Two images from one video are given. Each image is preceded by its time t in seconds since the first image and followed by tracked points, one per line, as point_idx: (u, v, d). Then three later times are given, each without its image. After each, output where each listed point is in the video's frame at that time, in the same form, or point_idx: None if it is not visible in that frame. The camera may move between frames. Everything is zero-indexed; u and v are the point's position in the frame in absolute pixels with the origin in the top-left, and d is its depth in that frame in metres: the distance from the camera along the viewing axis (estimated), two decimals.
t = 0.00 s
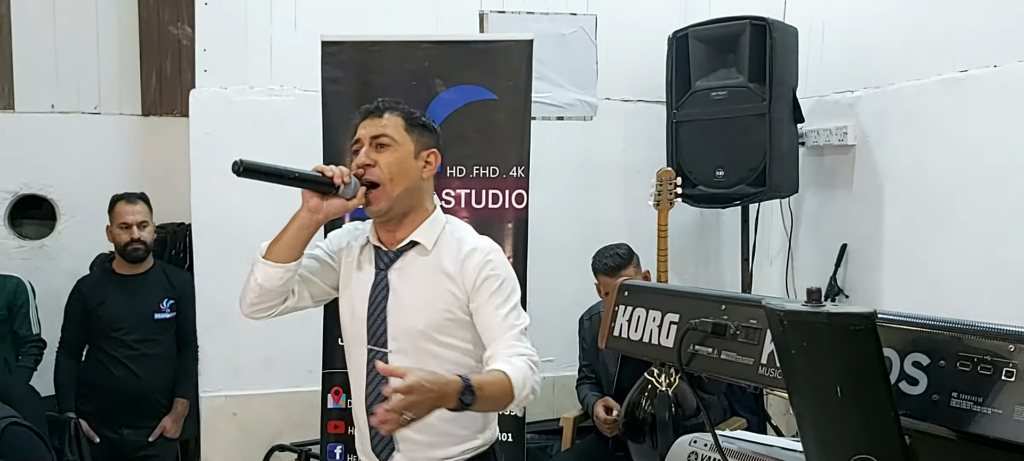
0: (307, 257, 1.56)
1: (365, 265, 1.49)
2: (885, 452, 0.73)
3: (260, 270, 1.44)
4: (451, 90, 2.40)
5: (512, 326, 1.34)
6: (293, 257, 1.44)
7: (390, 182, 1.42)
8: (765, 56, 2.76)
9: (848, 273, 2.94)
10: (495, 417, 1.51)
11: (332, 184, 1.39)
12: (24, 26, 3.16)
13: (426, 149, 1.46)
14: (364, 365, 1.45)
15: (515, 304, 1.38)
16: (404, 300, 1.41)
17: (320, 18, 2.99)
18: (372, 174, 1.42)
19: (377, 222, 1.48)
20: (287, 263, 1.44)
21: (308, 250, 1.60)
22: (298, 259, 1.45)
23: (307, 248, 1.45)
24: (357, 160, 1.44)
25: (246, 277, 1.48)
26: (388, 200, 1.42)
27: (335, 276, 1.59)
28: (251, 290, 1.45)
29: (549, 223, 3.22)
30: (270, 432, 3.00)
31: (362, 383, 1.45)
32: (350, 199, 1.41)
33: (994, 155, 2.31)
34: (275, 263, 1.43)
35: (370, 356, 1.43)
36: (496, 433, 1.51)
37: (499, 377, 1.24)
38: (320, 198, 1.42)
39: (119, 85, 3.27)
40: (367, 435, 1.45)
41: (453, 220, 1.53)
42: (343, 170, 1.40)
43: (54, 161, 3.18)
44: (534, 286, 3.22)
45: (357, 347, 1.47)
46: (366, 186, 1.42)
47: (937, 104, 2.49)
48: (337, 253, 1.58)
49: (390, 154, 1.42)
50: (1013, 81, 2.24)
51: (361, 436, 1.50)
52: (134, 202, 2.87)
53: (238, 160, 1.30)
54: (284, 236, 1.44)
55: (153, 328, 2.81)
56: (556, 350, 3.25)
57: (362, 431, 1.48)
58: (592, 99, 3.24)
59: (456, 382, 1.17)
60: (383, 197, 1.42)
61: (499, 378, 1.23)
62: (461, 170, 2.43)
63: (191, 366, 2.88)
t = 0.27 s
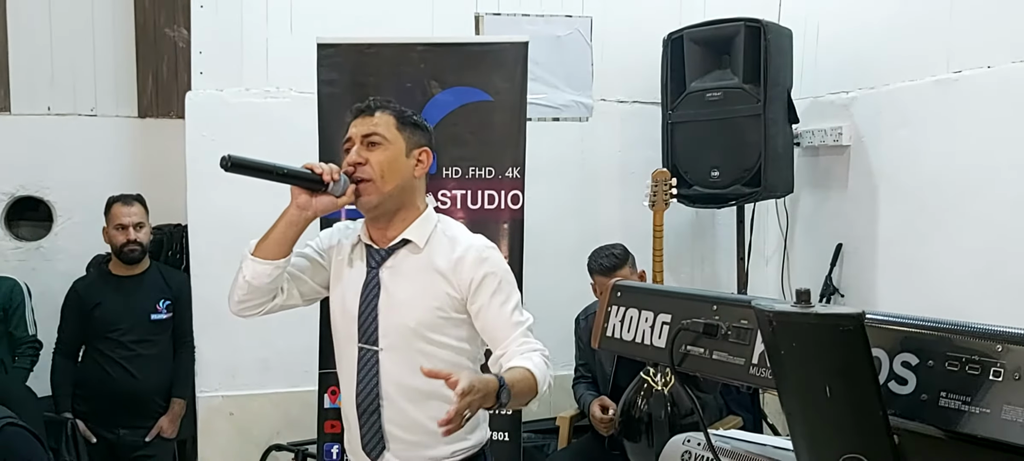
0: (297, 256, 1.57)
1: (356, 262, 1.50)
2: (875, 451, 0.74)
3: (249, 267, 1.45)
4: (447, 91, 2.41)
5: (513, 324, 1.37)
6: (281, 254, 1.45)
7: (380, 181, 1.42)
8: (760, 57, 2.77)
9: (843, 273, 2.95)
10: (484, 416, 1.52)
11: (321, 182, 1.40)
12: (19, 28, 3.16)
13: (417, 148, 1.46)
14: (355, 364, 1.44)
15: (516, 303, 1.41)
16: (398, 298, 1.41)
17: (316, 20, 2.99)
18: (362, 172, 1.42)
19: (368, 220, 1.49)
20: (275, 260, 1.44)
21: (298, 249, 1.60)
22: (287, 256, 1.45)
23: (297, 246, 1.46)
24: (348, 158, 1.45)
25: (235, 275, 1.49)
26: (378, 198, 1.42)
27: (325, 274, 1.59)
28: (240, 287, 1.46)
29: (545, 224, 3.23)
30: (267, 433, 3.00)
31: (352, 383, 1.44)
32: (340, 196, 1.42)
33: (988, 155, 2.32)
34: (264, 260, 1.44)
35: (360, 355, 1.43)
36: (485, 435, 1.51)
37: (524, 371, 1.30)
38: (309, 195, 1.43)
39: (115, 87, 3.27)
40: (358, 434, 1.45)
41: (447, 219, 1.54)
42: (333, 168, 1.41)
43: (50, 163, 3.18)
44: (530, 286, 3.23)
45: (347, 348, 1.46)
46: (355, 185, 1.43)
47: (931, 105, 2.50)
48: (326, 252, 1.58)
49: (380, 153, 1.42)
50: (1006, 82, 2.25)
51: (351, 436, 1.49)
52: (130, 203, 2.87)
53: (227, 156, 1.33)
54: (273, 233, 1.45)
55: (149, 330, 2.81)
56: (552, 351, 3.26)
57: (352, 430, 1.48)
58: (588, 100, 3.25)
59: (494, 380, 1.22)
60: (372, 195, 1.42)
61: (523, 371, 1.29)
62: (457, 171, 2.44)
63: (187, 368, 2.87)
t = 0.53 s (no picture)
0: (285, 258, 1.56)
1: (344, 264, 1.49)
2: (872, 453, 0.73)
3: (238, 269, 1.44)
4: (445, 92, 2.41)
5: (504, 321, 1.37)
6: (270, 257, 1.44)
7: (368, 182, 1.41)
8: (759, 58, 2.76)
9: (841, 274, 2.95)
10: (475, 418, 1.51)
11: (310, 183, 1.38)
12: (18, 29, 3.15)
13: (405, 149, 1.46)
14: (344, 366, 1.44)
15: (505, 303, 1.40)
16: (386, 299, 1.41)
17: (315, 21, 2.99)
18: (350, 174, 1.42)
19: (355, 222, 1.48)
20: (264, 263, 1.44)
21: (285, 251, 1.59)
22: (275, 258, 1.45)
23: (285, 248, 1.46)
24: (335, 159, 1.44)
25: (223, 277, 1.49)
26: (366, 199, 1.41)
27: (313, 277, 1.58)
28: (228, 290, 1.45)
29: (543, 225, 3.23)
30: (265, 434, 3.00)
31: (341, 385, 1.44)
32: (328, 198, 1.40)
33: (986, 155, 2.32)
34: (252, 263, 1.44)
35: (350, 357, 1.42)
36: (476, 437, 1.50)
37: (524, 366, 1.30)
38: (297, 197, 1.42)
39: (113, 88, 3.27)
40: (348, 436, 1.45)
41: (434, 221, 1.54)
42: (320, 169, 1.40)
43: (48, 164, 3.18)
44: (529, 288, 3.23)
45: (336, 349, 1.46)
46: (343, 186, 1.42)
47: (930, 105, 2.50)
48: (314, 254, 1.57)
49: (368, 154, 1.41)
50: (1005, 83, 2.25)
51: (341, 438, 1.48)
52: (128, 204, 2.87)
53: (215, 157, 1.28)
54: (261, 235, 1.44)
55: (147, 331, 2.80)
56: (550, 352, 3.26)
57: (342, 432, 1.48)
58: (586, 100, 3.25)
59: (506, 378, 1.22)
60: (361, 196, 1.41)
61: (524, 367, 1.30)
62: (455, 173, 2.43)
63: (185, 369, 2.87)
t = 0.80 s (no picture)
0: (268, 262, 1.57)
1: (327, 267, 1.49)
2: (867, 453, 0.74)
3: (221, 274, 1.45)
4: (444, 93, 2.41)
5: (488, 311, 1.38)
6: (253, 261, 1.46)
7: (349, 185, 1.41)
8: (757, 59, 2.77)
9: (840, 275, 2.95)
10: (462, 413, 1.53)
11: (292, 187, 1.39)
12: (17, 31, 3.16)
13: (385, 153, 1.46)
14: (330, 368, 1.43)
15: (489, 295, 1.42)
16: (369, 301, 1.41)
17: (314, 22, 2.99)
18: (331, 177, 1.41)
19: (336, 225, 1.48)
20: (247, 267, 1.46)
21: (269, 255, 1.59)
22: (258, 263, 1.47)
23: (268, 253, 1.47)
24: (316, 163, 1.44)
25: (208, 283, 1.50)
26: (347, 202, 1.41)
27: (298, 281, 1.58)
28: (212, 295, 1.47)
29: (542, 225, 3.23)
30: (263, 435, 3.00)
31: (329, 386, 1.44)
32: (310, 201, 1.41)
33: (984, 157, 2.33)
34: (235, 267, 1.45)
35: (336, 359, 1.42)
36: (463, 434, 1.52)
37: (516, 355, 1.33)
38: (279, 201, 1.43)
39: (113, 89, 3.27)
40: (336, 437, 1.45)
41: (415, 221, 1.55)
42: (303, 174, 1.41)
43: (47, 165, 3.18)
44: (527, 288, 3.23)
45: (322, 352, 1.45)
46: (324, 189, 1.42)
47: (928, 106, 2.51)
48: (298, 258, 1.57)
49: (349, 158, 1.41)
50: (1003, 84, 2.26)
51: (331, 438, 1.49)
52: (127, 205, 2.87)
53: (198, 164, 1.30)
54: (243, 240, 1.46)
55: (146, 332, 2.80)
56: (548, 353, 3.26)
57: (331, 433, 1.48)
58: (584, 102, 3.25)
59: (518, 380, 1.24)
60: (342, 199, 1.41)
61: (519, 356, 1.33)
62: (453, 174, 2.44)
63: (184, 370, 2.87)
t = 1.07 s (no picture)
0: (248, 269, 1.58)
1: (307, 271, 1.49)
2: (864, 454, 0.74)
3: (201, 284, 1.46)
4: (443, 94, 2.41)
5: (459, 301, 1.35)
6: (231, 269, 1.46)
7: (322, 190, 1.42)
8: (756, 59, 2.77)
9: (839, 276, 2.95)
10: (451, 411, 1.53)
11: (265, 195, 1.40)
12: (17, 32, 3.16)
13: (358, 157, 1.47)
14: (315, 372, 1.43)
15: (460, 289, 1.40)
16: (348, 303, 1.41)
17: (313, 23, 2.99)
18: (304, 183, 1.42)
19: (313, 230, 1.48)
20: (227, 275, 1.46)
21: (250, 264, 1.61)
22: (237, 270, 1.47)
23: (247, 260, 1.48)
24: (289, 170, 1.45)
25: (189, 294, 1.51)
26: (321, 207, 1.42)
27: (280, 286, 1.59)
28: (194, 305, 1.48)
29: (541, 226, 3.23)
30: (263, 436, 3.00)
31: (316, 390, 1.44)
32: (284, 208, 1.43)
33: (983, 157, 2.33)
34: (215, 276, 1.45)
35: (320, 363, 1.42)
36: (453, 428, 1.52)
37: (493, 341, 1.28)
38: (253, 209, 1.43)
39: (112, 90, 3.27)
40: (326, 439, 1.45)
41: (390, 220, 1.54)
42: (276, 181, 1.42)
43: (47, 166, 3.18)
44: (527, 289, 3.23)
45: (308, 357, 1.45)
46: (297, 196, 1.43)
47: (928, 107, 2.51)
48: (278, 264, 1.58)
49: (321, 164, 1.42)
50: (1002, 84, 2.26)
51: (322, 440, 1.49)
52: (127, 206, 2.87)
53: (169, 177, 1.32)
54: (221, 248, 1.46)
55: (146, 333, 2.80)
56: (548, 353, 3.26)
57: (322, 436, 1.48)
58: (584, 102, 3.25)
59: (503, 373, 1.22)
60: (317, 204, 1.42)
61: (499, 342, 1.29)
62: (453, 174, 2.44)
63: (184, 371, 2.87)
